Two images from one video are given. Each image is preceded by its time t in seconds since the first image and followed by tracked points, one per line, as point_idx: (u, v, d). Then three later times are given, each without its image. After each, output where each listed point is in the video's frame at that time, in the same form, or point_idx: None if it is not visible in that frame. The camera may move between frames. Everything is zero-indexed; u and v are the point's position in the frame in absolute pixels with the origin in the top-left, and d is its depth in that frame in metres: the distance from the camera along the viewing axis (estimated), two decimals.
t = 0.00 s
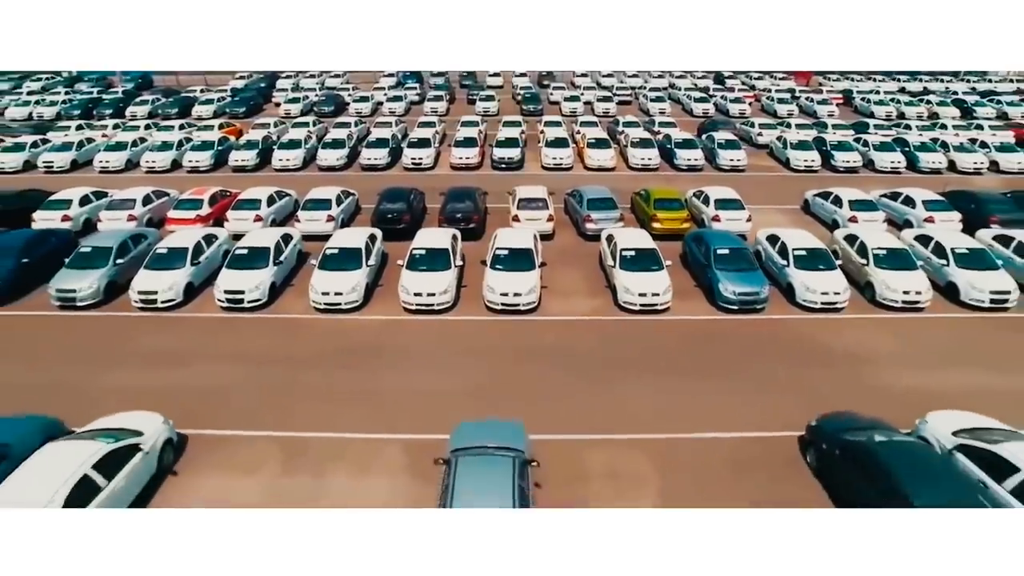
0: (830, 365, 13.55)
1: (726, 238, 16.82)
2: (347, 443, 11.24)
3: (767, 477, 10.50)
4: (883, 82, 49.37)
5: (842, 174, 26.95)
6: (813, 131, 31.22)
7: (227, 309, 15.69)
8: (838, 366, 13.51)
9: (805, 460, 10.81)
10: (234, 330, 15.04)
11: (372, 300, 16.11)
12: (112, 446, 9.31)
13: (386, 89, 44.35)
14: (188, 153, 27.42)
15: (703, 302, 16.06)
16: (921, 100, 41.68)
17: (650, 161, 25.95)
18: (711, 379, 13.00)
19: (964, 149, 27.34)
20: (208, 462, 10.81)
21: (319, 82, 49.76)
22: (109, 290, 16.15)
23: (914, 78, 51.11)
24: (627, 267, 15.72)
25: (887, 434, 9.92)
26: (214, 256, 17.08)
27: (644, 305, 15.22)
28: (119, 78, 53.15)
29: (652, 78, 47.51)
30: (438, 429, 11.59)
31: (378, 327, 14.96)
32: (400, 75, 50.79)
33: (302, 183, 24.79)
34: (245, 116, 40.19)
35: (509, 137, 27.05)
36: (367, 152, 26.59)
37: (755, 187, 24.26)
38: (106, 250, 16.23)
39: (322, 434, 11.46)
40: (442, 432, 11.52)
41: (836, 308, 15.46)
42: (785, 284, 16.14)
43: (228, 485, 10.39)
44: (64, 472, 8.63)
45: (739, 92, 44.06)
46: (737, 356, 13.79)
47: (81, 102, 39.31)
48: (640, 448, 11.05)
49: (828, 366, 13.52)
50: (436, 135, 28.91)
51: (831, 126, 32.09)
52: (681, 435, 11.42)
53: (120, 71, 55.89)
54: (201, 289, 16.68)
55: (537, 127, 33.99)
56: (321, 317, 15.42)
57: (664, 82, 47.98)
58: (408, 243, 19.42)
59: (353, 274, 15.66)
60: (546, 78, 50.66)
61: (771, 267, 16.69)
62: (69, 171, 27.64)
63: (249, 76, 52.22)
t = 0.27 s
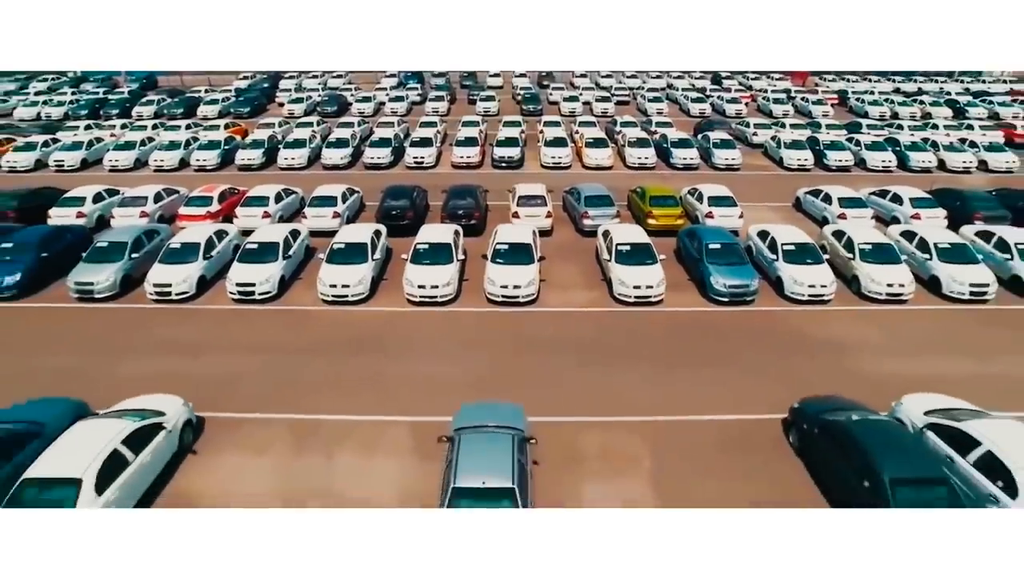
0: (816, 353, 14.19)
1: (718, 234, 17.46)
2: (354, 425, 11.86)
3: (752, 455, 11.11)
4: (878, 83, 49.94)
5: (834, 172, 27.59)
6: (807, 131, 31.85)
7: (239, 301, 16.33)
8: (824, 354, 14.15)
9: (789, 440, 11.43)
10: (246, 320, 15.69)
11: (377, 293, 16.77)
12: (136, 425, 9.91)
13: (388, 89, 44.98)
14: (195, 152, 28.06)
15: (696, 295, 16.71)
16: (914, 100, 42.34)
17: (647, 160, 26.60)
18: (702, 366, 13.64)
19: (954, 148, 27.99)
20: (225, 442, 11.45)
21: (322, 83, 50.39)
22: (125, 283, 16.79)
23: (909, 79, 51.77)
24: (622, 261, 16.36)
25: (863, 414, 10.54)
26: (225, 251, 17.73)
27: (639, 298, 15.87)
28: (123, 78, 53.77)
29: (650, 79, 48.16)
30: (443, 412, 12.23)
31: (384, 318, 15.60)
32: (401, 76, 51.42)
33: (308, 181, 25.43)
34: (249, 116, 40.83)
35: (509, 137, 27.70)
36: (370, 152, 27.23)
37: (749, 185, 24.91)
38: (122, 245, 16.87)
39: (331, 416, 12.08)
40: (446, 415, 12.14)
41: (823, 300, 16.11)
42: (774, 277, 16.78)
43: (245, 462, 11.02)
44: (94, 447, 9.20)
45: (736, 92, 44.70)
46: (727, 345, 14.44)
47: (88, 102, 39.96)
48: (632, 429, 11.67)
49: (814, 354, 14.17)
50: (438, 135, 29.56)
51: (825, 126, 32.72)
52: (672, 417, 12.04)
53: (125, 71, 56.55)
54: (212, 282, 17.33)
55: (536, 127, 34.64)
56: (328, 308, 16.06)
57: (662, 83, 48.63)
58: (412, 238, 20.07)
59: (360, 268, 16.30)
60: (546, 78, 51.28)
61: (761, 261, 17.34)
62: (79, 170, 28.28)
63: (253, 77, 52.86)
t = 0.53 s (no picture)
0: (800, 340, 14.96)
1: (710, 229, 18.20)
2: (363, 407, 12.61)
3: (735, 432, 11.88)
4: (873, 84, 50.69)
5: (826, 171, 28.34)
6: (801, 130, 32.60)
7: (251, 292, 17.12)
8: (807, 341, 14.92)
9: (770, 419, 12.16)
10: (259, 311, 16.47)
11: (384, 285, 17.57)
12: (163, 402, 10.64)
13: (390, 90, 45.76)
14: (204, 151, 28.85)
15: (688, 287, 17.48)
16: (908, 100, 43.09)
17: (644, 159, 27.37)
18: (691, 352, 14.42)
19: (943, 148, 28.74)
20: (243, 420, 12.24)
21: (325, 83, 51.18)
22: (143, 275, 17.58)
23: (904, 80, 52.51)
24: (617, 254, 17.13)
25: (839, 393, 11.27)
26: (237, 245, 18.51)
27: (633, 289, 16.65)
28: (129, 79, 54.60)
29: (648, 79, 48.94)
30: (446, 394, 13.01)
31: (390, 308, 16.38)
32: (403, 76, 52.20)
33: (314, 179, 26.21)
34: (255, 117, 41.63)
35: (509, 136, 28.49)
36: (374, 151, 28.02)
37: (742, 183, 25.69)
38: (139, 239, 17.66)
39: (341, 399, 12.84)
40: (450, 396, 12.92)
41: (809, 292, 16.88)
42: (763, 270, 17.55)
43: (262, 439, 11.80)
44: (128, 421, 9.96)
45: (732, 93, 45.48)
46: (716, 333, 15.21)
47: (96, 103, 40.77)
48: (624, 410, 12.41)
49: (799, 341, 14.94)
50: (440, 135, 30.35)
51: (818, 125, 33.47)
52: (661, 399, 12.79)
53: (131, 73, 57.34)
54: (225, 275, 18.11)
55: (536, 127, 35.43)
56: (337, 299, 16.85)
57: (660, 83, 49.39)
58: (415, 234, 20.84)
59: (366, 261, 17.07)
60: (545, 79, 52.05)
61: (751, 255, 18.10)
62: (91, 169, 29.08)
63: (257, 77, 53.66)
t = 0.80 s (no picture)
0: (789, 330, 15.60)
1: (703, 225, 18.85)
2: (370, 392, 13.25)
3: (724, 415, 12.53)
4: (869, 84, 51.33)
5: (819, 169, 28.96)
6: (796, 130, 33.22)
7: (262, 286, 17.78)
8: (796, 331, 15.56)
9: (757, 404, 12.78)
10: (269, 303, 17.13)
11: (389, 279, 18.23)
12: (184, 386, 11.31)
13: (392, 91, 46.42)
14: (211, 151, 29.50)
15: (682, 281, 18.13)
16: (903, 100, 43.69)
17: (641, 158, 28.01)
18: (684, 341, 15.06)
19: (934, 147, 29.36)
20: (257, 404, 12.89)
21: (328, 83, 51.82)
22: (156, 270, 18.24)
23: (900, 80, 53.12)
24: (614, 249, 17.78)
25: (821, 378, 11.88)
26: (247, 241, 19.17)
27: (629, 282, 17.30)
28: (134, 80, 55.26)
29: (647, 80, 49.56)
30: (449, 380, 13.66)
31: (395, 300, 17.03)
32: (405, 77, 52.84)
33: (319, 177, 26.85)
34: (259, 117, 42.28)
35: (509, 136, 29.13)
36: (378, 150, 28.68)
37: (736, 181, 26.33)
38: (153, 235, 18.31)
39: (348, 385, 13.48)
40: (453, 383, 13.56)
41: (798, 285, 17.52)
42: (754, 265, 18.19)
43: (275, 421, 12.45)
44: (153, 403, 10.64)
45: (730, 93, 46.10)
46: (709, 323, 15.86)
47: (104, 103, 41.46)
48: (619, 396, 13.03)
49: (787, 331, 15.57)
50: (442, 134, 30.99)
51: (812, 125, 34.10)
52: (654, 385, 13.42)
53: (136, 73, 57.97)
54: (236, 270, 18.77)
55: (536, 127, 36.07)
56: (344, 292, 17.50)
57: (659, 83, 50.02)
58: (419, 230, 21.49)
59: (372, 256, 17.72)
60: (546, 79, 52.68)
61: (743, 250, 18.74)
62: (101, 168, 29.75)
63: (260, 78, 54.30)
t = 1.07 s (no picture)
0: (778, 321, 16.23)
1: (696, 221, 19.48)
2: (375, 380, 13.87)
3: (715, 399, 13.15)
4: (865, 84, 51.94)
5: (813, 168, 29.58)
6: (790, 130, 33.85)
7: (271, 280, 18.43)
8: (784, 321, 16.18)
9: (745, 389, 13.37)
10: (278, 296, 17.77)
11: (393, 273, 18.88)
12: (201, 371, 11.97)
13: (394, 91, 47.05)
14: (218, 150, 30.14)
15: (676, 275, 18.76)
16: (897, 101, 44.31)
17: (638, 157, 28.66)
18: (678, 331, 15.69)
19: (925, 147, 29.99)
20: (270, 389, 13.55)
21: (331, 83, 52.44)
22: (169, 265, 18.89)
23: (896, 80, 53.72)
24: (610, 244, 18.42)
25: (805, 364, 12.47)
26: (256, 237, 19.81)
27: (624, 276, 17.95)
28: (139, 80, 55.91)
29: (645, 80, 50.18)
30: (452, 368, 14.30)
31: (400, 293, 17.69)
32: (406, 77, 53.45)
33: (323, 176, 27.47)
34: (263, 117, 42.92)
35: (510, 136, 29.78)
36: (381, 150, 29.33)
37: (731, 180, 26.97)
38: (165, 231, 18.98)
39: (355, 373, 14.09)
40: (456, 370, 14.18)
41: (788, 279, 18.16)
42: (746, 260, 18.82)
43: (286, 405, 13.09)
44: (174, 386, 11.30)
45: (727, 94, 46.73)
46: (701, 315, 16.50)
47: (110, 103, 42.11)
48: (613, 383, 13.63)
49: (777, 321, 16.20)
50: (443, 134, 31.63)
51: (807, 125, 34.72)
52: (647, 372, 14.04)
53: (141, 74, 58.61)
54: (245, 264, 19.42)
55: (536, 127, 36.70)
56: (350, 286, 18.15)
57: (657, 84, 50.65)
58: (421, 227, 22.14)
59: (377, 251, 18.36)
60: (545, 80, 53.31)
61: (735, 246, 19.38)
62: (110, 167, 30.41)
63: (263, 78, 54.92)
